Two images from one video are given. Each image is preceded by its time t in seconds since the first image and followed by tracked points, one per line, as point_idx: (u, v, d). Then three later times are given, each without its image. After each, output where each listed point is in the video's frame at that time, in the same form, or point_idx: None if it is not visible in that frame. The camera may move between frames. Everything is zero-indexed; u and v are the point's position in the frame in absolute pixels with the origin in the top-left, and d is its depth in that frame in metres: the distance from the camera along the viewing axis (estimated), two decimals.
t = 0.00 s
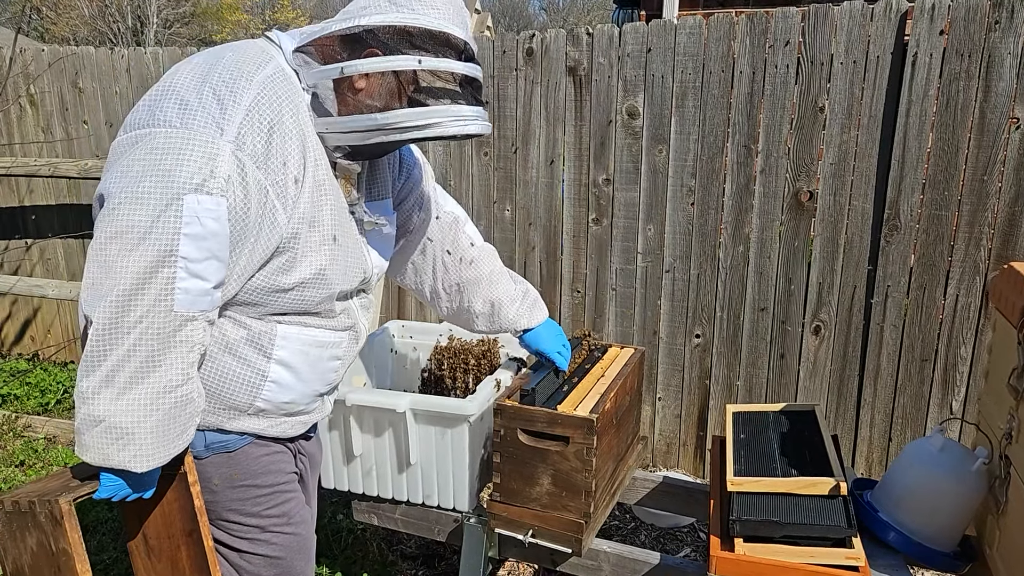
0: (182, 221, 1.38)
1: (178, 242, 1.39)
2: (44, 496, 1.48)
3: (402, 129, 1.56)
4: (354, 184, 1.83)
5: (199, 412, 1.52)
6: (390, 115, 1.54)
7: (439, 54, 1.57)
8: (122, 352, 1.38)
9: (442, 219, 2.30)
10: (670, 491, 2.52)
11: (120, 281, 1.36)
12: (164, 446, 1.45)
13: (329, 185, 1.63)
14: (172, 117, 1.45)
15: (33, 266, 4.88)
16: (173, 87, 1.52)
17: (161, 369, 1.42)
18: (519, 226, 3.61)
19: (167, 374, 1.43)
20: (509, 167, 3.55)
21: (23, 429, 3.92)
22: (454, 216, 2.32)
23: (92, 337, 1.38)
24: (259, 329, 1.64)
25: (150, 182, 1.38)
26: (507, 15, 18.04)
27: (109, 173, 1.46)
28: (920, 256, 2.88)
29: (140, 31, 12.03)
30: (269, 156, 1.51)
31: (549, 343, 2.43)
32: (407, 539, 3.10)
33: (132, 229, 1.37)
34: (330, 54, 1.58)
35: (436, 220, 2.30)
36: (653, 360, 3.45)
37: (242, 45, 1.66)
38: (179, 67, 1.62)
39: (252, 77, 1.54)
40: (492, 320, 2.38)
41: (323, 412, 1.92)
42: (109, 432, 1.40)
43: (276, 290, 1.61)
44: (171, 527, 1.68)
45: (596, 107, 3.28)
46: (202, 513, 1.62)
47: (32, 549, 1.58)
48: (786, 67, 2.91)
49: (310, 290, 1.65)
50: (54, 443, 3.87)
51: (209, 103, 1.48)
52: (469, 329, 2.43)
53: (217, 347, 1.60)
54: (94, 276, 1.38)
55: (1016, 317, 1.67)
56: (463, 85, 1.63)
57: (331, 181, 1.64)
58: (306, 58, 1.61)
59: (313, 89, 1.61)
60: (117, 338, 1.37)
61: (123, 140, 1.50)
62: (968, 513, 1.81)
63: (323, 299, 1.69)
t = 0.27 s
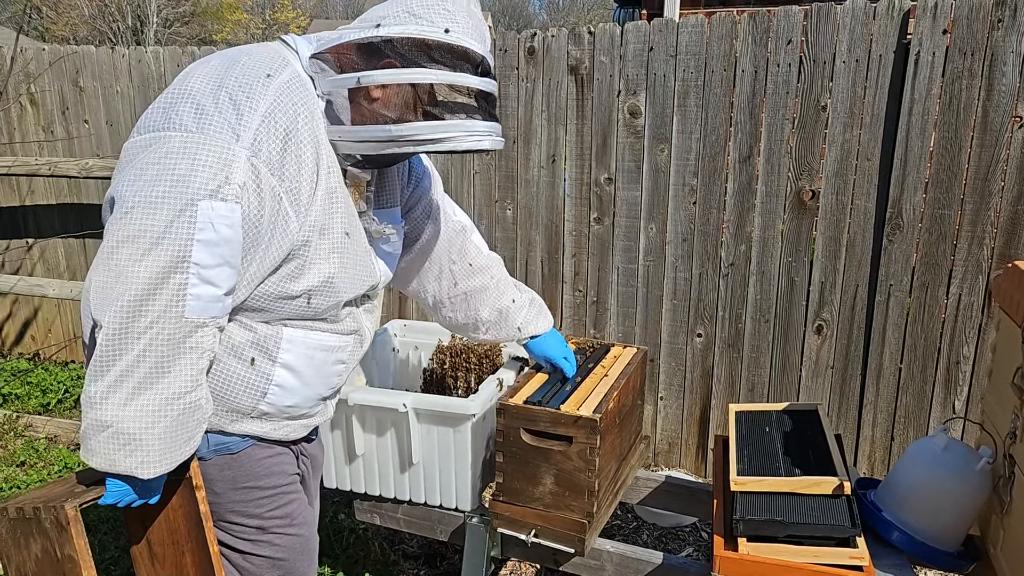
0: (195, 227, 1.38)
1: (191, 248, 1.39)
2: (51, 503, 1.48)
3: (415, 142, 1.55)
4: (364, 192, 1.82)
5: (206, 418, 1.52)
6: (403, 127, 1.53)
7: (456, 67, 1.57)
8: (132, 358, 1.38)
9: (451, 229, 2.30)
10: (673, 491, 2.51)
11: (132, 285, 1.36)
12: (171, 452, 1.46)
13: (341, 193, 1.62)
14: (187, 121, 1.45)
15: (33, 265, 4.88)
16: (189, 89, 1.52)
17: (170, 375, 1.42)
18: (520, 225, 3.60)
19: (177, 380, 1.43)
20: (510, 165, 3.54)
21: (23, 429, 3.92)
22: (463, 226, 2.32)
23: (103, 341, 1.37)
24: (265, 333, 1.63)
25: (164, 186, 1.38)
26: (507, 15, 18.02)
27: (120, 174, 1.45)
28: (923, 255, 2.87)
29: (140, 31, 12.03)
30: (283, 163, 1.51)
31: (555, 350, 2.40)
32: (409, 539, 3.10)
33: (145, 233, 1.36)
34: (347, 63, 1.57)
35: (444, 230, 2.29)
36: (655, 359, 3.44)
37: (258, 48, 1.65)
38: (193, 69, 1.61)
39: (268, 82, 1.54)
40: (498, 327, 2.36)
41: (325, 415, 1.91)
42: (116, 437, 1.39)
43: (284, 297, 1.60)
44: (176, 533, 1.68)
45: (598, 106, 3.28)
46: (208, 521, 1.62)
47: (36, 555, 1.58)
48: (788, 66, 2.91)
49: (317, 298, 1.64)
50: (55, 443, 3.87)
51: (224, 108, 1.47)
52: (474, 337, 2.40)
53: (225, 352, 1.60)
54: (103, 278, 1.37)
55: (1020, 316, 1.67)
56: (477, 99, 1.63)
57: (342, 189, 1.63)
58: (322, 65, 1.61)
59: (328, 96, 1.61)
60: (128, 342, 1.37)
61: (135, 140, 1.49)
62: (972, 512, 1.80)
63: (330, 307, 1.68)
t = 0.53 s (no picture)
0: (204, 232, 1.39)
1: (199, 254, 1.39)
2: (62, 512, 1.51)
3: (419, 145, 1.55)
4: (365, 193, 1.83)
5: (214, 422, 1.53)
6: (407, 131, 1.54)
7: (459, 70, 1.56)
8: (141, 364, 1.39)
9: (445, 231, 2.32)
10: (673, 491, 2.51)
11: (141, 292, 1.36)
12: (181, 457, 1.47)
13: (345, 197, 1.63)
14: (193, 126, 1.45)
15: (34, 266, 4.88)
16: (193, 93, 1.51)
17: (179, 380, 1.43)
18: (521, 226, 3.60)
19: (186, 385, 1.44)
20: (510, 166, 3.54)
21: (24, 429, 3.92)
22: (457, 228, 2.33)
23: (112, 348, 1.38)
24: (270, 336, 1.63)
25: (171, 192, 1.38)
26: (507, 15, 17.99)
27: (126, 179, 1.45)
28: (923, 255, 2.87)
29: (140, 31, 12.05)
30: (289, 168, 1.52)
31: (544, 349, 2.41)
32: (409, 539, 3.10)
33: (153, 239, 1.37)
34: (350, 66, 1.57)
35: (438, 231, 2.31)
36: (656, 359, 3.45)
37: (261, 51, 1.65)
38: (197, 72, 1.61)
39: (273, 86, 1.54)
40: (491, 328, 2.37)
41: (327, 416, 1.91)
42: (127, 443, 1.40)
43: (290, 300, 1.60)
44: (183, 538, 1.70)
45: (598, 106, 3.28)
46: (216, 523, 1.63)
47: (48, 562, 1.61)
48: (788, 66, 2.91)
49: (322, 301, 1.65)
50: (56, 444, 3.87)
51: (230, 112, 1.47)
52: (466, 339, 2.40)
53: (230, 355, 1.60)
54: (111, 285, 1.37)
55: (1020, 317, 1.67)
56: (480, 102, 1.63)
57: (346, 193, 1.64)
58: (326, 68, 1.61)
59: (332, 100, 1.61)
60: (138, 349, 1.38)
61: (140, 145, 1.49)
62: (972, 512, 1.81)
63: (335, 309, 1.69)
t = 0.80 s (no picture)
0: (206, 232, 1.38)
1: (202, 252, 1.39)
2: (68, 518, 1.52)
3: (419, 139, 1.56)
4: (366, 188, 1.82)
5: (221, 422, 1.53)
6: (406, 125, 1.54)
7: (457, 64, 1.58)
8: (146, 365, 1.38)
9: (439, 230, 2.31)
10: (675, 490, 2.51)
11: (145, 292, 1.36)
12: (189, 457, 1.47)
13: (345, 193, 1.63)
14: (192, 125, 1.44)
15: (35, 265, 4.88)
16: (192, 92, 1.51)
17: (185, 380, 1.43)
18: (522, 224, 3.60)
19: (192, 384, 1.43)
20: (512, 165, 3.54)
21: (26, 428, 3.92)
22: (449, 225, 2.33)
23: (116, 349, 1.37)
24: (273, 336, 1.63)
25: (172, 191, 1.37)
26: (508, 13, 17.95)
27: (126, 179, 1.44)
28: (925, 254, 2.87)
29: (141, 30, 12.06)
30: (291, 165, 1.51)
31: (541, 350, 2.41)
32: (411, 538, 3.10)
33: (156, 240, 1.36)
34: (347, 62, 1.57)
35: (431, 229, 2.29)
36: (657, 358, 3.44)
37: (258, 49, 1.64)
38: (194, 71, 1.60)
39: (271, 84, 1.54)
40: (483, 327, 2.34)
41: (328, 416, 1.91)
42: (134, 444, 1.40)
43: (292, 298, 1.60)
44: (186, 540, 1.70)
45: (599, 105, 3.27)
46: (223, 522, 1.64)
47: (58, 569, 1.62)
48: (790, 65, 2.90)
49: (325, 298, 1.64)
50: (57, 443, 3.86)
51: (228, 110, 1.46)
52: (457, 339, 2.37)
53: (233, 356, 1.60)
54: (114, 286, 1.37)
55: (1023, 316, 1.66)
56: (478, 95, 1.64)
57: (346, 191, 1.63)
58: (323, 64, 1.60)
59: (330, 96, 1.61)
60: (143, 349, 1.38)
61: (140, 145, 1.48)
62: (974, 512, 1.80)
63: (337, 307, 1.69)
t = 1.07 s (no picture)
0: (204, 227, 1.38)
1: (202, 248, 1.38)
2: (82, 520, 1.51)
3: (413, 121, 1.58)
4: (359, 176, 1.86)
5: (230, 419, 1.53)
6: (398, 109, 1.56)
7: (445, 43, 1.59)
8: (151, 364, 1.38)
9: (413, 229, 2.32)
10: (678, 490, 2.50)
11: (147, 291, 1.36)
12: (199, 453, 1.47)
13: (340, 184, 1.62)
14: (183, 120, 1.43)
15: (36, 264, 4.88)
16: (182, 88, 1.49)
17: (191, 378, 1.42)
18: (524, 223, 3.59)
19: (198, 380, 1.43)
20: (514, 164, 3.53)
21: (26, 428, 3.91)
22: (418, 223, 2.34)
23: (120, 349, 1.37)
24: (275, 331, 1.62)
25: (168, 188, 1.36)
26: (508, 12, 17.93)
27: (122, 180, 1.43)
28: (928, 254, 2.86)
29: (141, 29, 12.06)
30: (286, 157, 1.50)
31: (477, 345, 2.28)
32: (412, 537, 3.09)
33: (156, 238, 1.36)
34: (335, 49, 1.58)
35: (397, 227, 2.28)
36: (659, 357, 3.44)
37: (243, 40, 1.63)
38: (182, 67, 1.58)
39: (260, 75, 1.52)
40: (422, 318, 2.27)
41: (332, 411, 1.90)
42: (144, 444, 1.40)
43: (294, 291, 1.59)
44: (196, 541, 1.70)
45: (601, 104, 3.27)
46: (234, 525, 1.63)
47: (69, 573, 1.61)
48: (793, 63, 2.90)
49: (326, 289, 1.64)
50: (58, 442, 3.86)
51: (219, 104, 1.45)
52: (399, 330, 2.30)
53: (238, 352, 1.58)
54: (115, 287, 1.36)
55: None
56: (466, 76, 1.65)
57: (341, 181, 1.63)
58: (310, 53, 1.60)
59: (319, 85, 1.61)
60: (147, 348, 1.37)
61: (133, 145, 1.47)
62: (979, 511, 1.79)
63: (339, 298, 1.68)
